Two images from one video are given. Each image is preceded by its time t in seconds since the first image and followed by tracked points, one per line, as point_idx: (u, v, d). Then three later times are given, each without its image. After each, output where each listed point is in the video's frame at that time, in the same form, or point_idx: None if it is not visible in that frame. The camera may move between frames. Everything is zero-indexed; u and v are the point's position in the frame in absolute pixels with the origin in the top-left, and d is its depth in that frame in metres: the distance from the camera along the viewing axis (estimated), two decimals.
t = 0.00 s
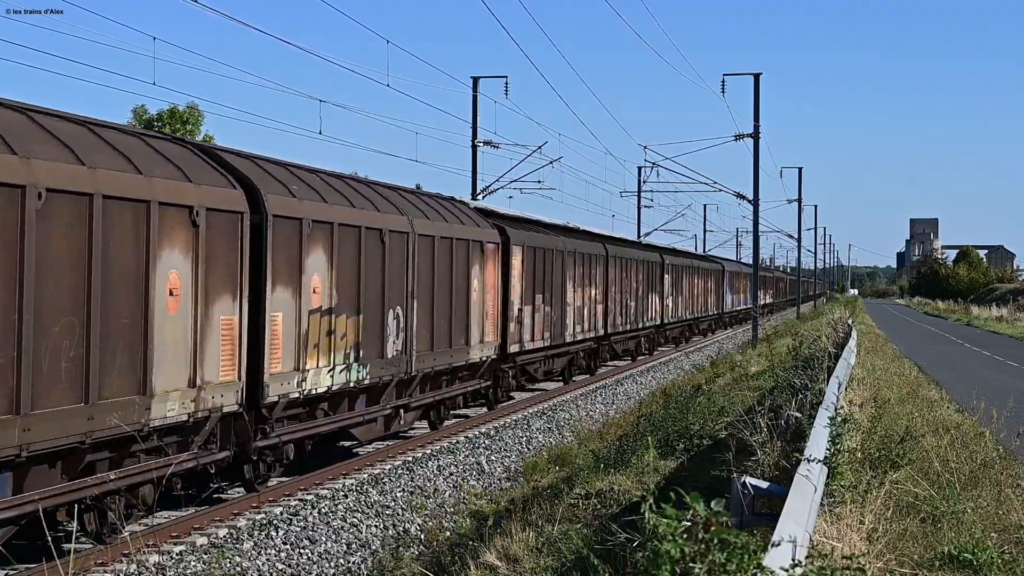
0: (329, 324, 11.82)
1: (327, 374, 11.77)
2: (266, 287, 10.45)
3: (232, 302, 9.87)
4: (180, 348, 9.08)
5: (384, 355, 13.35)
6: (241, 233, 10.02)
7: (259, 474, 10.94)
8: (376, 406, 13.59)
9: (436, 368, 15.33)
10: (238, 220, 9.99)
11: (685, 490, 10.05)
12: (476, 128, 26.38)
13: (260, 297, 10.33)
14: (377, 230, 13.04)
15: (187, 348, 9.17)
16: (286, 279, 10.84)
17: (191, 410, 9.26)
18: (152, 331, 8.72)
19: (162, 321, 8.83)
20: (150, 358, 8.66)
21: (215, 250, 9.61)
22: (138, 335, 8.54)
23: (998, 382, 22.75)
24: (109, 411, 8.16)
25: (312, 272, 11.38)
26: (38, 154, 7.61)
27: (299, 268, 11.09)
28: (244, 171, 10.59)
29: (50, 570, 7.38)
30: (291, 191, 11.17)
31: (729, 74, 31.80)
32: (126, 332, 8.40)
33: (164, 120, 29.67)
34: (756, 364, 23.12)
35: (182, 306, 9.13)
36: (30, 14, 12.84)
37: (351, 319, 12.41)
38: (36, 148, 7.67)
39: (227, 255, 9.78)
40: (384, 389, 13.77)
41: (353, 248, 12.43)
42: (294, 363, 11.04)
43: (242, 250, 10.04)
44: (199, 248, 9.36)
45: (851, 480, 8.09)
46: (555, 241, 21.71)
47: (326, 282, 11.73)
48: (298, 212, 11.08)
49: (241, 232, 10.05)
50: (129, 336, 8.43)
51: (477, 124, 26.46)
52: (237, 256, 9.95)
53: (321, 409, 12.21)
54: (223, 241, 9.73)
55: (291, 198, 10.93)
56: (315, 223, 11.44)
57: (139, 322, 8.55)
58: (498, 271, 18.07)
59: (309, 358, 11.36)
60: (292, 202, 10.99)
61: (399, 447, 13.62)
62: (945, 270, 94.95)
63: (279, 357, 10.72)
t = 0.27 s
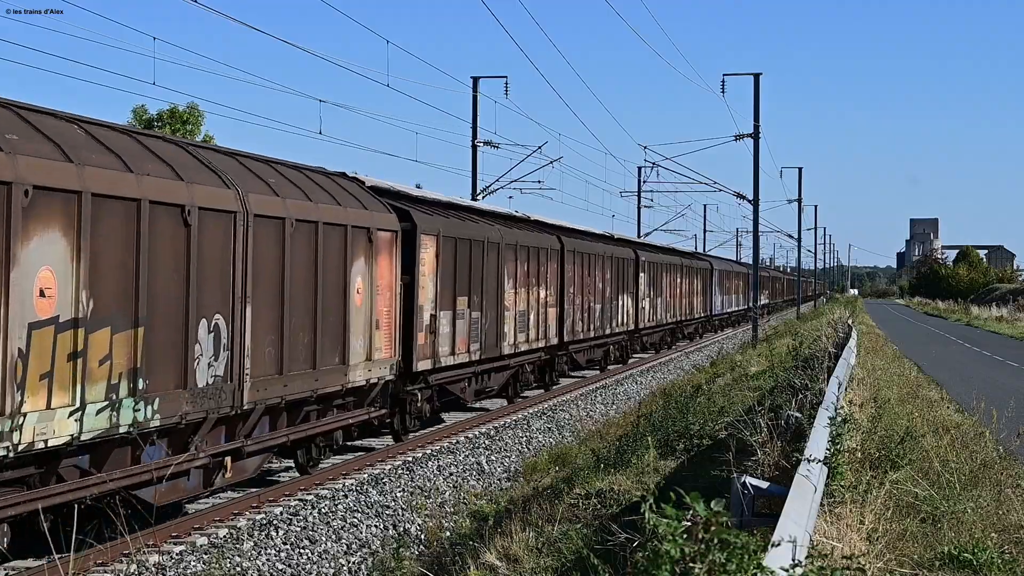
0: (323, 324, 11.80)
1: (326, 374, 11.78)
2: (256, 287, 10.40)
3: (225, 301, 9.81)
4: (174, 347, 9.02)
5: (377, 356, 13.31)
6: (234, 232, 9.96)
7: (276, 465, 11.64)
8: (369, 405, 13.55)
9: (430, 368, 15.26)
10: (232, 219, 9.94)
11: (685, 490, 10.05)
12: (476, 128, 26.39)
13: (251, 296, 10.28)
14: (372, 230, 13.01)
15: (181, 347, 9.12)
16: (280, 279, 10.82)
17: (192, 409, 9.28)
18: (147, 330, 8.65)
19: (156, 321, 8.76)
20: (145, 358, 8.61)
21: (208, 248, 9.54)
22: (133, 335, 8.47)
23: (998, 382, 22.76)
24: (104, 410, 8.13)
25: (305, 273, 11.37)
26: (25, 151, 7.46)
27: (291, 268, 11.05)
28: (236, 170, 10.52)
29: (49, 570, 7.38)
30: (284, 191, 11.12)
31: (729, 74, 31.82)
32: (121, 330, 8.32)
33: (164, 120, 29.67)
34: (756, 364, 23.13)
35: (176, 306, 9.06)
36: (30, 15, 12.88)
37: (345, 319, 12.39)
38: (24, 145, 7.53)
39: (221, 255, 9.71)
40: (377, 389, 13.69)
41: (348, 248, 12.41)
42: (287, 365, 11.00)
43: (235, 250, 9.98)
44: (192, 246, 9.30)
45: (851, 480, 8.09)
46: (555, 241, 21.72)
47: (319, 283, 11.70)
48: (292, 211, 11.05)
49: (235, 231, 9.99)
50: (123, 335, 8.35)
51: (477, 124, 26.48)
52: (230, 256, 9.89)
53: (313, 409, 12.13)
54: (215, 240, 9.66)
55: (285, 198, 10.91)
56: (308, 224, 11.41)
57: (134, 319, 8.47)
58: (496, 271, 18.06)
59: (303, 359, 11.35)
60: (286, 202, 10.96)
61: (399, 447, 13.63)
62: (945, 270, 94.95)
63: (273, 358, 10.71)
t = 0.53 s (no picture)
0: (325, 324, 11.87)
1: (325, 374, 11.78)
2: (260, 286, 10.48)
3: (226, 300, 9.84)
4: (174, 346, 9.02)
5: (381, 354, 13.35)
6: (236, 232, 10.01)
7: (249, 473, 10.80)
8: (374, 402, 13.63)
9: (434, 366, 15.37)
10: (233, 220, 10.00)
11: (685, 490, 10.05)
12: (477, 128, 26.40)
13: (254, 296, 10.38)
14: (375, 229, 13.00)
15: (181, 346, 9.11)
16: (281, 279, 10.86)
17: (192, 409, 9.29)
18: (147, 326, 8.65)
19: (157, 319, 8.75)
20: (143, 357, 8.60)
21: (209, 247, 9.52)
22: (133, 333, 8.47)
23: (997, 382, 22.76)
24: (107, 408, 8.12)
25: (306, 273, 11.42)
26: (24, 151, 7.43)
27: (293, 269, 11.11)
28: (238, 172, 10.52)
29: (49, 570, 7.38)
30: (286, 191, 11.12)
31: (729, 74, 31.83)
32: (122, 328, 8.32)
33: (164, 120, 29.68)
34: (756, 364, 23.13)
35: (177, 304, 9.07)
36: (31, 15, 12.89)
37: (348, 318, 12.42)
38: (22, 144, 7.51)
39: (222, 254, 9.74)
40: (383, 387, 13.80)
41: (351, 246, 12.42)
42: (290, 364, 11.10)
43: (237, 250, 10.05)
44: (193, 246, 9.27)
45: (851, 480, 8.10)
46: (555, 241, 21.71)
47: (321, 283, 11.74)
48: (292, 210, 11.04)
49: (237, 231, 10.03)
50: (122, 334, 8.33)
51: (477, 124, 26.48)
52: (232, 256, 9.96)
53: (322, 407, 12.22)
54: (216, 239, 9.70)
55: (287, 199, 10.92)
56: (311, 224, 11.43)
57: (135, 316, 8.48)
58: (497, 270, 18.06)
59: (302, 359, 11.33)
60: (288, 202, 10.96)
61: (399, 447, 13.62)
62: (945, 270, 94.96)
63: (272, 359, 10.71)
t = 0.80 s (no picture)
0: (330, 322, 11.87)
1: (325, 374, 11.78)
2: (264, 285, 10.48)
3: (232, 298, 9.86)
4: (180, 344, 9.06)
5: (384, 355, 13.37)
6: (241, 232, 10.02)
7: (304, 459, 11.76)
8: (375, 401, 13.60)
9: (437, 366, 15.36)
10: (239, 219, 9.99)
11: (685, 490, 10.06)
12: (477, 128, 26.39)
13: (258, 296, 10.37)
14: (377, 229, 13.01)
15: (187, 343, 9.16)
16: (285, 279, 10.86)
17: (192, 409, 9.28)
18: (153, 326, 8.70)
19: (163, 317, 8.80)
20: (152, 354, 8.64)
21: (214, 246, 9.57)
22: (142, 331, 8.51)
23: (997, 382, 22.76)
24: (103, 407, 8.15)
25: (311, 272, 11.41)
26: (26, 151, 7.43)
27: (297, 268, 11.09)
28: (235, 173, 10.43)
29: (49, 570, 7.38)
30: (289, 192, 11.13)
31: (729, 74, 31.83)
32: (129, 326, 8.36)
33: (164, 120, 29.65)
34: (755, 364, 23.13)
35: (181, 303, 9.11)
36: (31, 15, 12.90)
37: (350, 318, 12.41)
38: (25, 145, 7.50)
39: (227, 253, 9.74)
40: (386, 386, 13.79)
41: (353, 246, 12.42)
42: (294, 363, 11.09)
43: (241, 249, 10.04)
44: (198, 244, 9.32)
45: (851, 480, 8.10)
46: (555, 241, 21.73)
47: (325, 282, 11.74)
48: (296, 212, 11.04)
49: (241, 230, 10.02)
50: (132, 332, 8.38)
51: (477, 124, 26.47)
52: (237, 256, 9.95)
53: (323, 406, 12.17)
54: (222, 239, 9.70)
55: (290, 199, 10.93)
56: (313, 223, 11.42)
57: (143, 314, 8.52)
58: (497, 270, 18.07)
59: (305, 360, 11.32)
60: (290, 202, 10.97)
61: (399, 447, 13.63)
62: (945, 270, 94.96)
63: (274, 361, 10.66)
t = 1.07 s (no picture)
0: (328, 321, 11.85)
1: (325, 374, 11.77)
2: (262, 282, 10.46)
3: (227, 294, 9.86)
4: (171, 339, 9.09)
5: (382, 353, 13.37)
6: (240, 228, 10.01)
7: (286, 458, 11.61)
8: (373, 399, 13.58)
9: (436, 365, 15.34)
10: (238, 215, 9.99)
11: (685, 491, 10.06)
12: (476, 128, 26.38)
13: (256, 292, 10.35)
14: (376, 227, 13.05)
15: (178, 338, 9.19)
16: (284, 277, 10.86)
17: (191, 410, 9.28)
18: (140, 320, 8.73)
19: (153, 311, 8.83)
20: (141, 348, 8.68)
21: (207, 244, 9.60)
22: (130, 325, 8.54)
23: (997, 382, 22.77)
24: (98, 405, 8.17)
25: (311, 270, 11.41)
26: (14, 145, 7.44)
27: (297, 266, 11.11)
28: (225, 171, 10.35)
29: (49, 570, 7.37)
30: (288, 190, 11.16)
31: (729, 74, 31.84)
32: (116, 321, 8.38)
33: (164, 120, 29.65)
34: (756, 365, 23.12)
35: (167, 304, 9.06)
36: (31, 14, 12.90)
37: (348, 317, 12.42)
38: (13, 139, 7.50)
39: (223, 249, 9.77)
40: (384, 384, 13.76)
41: (353, 244, 12.44)
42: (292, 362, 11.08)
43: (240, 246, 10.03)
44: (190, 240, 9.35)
45: (852, 480, 8.09)
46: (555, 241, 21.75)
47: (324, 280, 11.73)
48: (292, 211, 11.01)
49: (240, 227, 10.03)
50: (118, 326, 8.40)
51: (477, 124, 26.46)
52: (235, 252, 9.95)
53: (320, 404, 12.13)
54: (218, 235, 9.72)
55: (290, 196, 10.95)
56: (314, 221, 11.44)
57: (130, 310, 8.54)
58: (497, 270, 18.08)
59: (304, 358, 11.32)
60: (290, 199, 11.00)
61: (399, 447, 13.62)
62: (945, 270, 94.96)
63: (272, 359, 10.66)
